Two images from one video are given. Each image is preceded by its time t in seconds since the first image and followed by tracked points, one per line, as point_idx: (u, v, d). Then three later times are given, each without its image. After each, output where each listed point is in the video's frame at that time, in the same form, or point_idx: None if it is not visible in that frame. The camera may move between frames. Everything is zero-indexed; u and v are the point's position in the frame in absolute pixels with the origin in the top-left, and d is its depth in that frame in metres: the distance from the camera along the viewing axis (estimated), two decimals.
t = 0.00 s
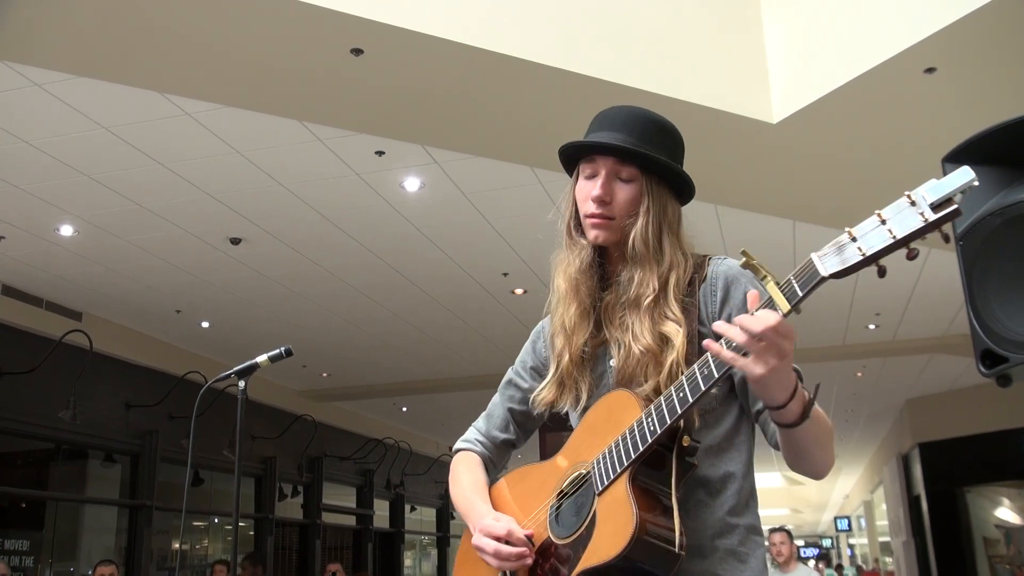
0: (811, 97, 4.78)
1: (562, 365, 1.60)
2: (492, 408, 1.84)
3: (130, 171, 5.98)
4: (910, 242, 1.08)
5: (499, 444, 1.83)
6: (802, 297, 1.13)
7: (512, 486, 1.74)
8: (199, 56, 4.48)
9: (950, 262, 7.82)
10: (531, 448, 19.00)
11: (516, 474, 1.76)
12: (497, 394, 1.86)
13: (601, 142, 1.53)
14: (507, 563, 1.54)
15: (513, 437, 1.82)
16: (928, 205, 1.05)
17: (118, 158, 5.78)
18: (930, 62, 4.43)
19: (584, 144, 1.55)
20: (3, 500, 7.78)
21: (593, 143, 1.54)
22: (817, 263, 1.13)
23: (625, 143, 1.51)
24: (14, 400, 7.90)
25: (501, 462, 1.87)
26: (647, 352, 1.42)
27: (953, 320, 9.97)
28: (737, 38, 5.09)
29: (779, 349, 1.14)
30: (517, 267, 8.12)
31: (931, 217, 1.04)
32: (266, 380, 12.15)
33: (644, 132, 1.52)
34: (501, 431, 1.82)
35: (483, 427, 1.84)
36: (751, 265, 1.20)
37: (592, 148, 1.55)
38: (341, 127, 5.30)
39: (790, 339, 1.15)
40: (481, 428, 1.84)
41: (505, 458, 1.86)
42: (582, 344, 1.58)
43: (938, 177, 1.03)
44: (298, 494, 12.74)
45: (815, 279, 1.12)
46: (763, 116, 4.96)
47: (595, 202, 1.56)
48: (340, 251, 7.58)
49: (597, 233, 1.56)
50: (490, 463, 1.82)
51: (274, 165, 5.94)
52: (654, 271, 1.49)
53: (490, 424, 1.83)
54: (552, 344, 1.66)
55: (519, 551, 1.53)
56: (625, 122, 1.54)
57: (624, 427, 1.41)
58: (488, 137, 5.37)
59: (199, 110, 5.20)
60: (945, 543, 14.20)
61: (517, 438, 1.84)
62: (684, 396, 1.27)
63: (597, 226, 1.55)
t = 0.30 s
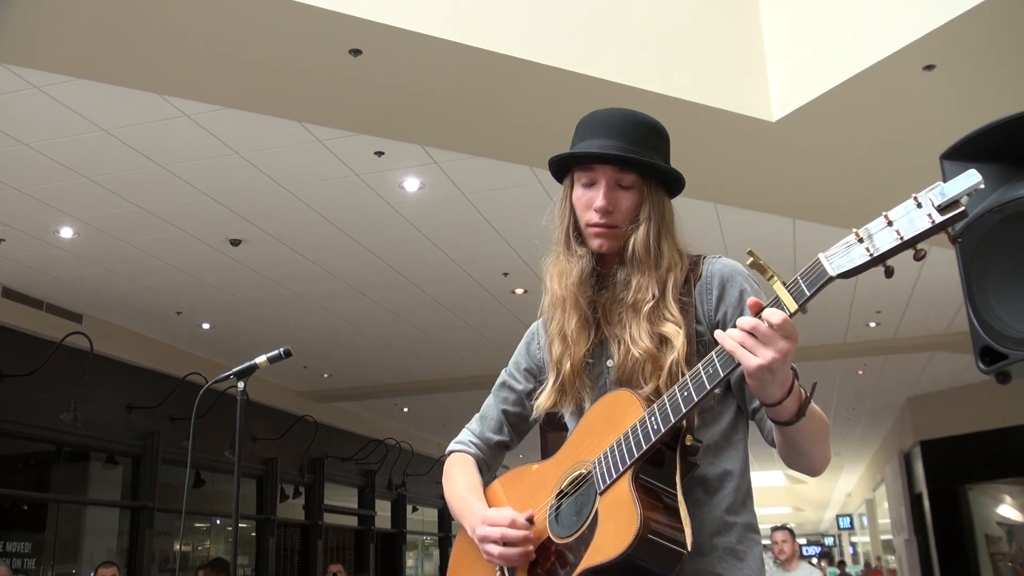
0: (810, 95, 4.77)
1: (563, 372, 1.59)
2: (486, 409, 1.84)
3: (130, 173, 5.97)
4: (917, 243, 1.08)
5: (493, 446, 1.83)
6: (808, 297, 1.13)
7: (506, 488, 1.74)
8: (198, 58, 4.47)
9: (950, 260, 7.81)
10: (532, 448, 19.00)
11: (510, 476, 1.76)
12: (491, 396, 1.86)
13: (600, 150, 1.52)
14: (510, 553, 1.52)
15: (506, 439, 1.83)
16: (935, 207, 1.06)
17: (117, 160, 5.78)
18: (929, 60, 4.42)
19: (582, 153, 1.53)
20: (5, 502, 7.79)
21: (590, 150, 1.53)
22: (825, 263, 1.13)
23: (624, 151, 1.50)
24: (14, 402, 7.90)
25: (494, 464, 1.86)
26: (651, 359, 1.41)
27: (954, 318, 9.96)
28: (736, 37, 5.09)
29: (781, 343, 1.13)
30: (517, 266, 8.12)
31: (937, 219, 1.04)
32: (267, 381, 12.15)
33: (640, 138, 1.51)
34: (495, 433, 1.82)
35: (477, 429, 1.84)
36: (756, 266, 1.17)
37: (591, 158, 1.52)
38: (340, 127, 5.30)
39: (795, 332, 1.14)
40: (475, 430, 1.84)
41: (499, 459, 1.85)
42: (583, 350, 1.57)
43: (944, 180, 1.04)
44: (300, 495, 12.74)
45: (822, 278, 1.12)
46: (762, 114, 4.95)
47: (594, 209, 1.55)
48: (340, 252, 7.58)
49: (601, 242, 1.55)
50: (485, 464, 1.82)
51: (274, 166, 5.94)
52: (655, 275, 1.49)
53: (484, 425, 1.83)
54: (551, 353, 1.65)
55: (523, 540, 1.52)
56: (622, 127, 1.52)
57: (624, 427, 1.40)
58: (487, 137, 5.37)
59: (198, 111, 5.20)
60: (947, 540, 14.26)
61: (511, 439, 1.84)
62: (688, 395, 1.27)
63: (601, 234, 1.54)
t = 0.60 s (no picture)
0: (811, 95, 4.77)
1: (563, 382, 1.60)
2: (497, 411, 1.84)
3: (131, 174, 5.98)
4: (890, 241, 1.09)
5: (504, 447, 1.84)
6: (785, 296, 1.14)
7: (514, 486, 1.74)
8: (199, 58, 4.48)
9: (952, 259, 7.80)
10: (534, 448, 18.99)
11: (518, 474, 1.76)
12: (502, 399, 1.86)
13: (579, 165, 1.53)
14: (501, 555, 1.55)
15: (517, 441, 1.83)
16: (908, 205, 1.06)
17: (118, 160, 5.78)
18: (930, 60, 4.42)
19: (563, 170, 1.54)
20: (7, 503, 7.80)
21: (573, 165, 1.54)
22: (800, 262, 1.14)
23: (605, 162, 1.51)
24: (17, 402, 7.91)
25: (508, 465, 1.88)
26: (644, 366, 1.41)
27: (955, 317, 9.94)
28: (736, 36, 5.09)
29: (754, 342, 1.13)
30: (518, 266, 8.12)
31: (910, 217, 1.05)
32: (269, 381, 12.16)
33: (622, 145, 1.52)
34: (505, 435, 1.82)
35: (489, 431, 1.85)
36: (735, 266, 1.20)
37: (571, 174, 1.53)
38: (341, 128, 5.31)
39: (771, 330, 1.14)
40: (487, 431, 1.85)
41: (511, 460, 1.87)
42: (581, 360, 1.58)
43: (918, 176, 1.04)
44: (302, 495, 12.75)
45: (798, 278, 1.13)
46: (763, 114, 4.95)
47: (582, 221, 1.56)
48: (342, 252, 7.59)
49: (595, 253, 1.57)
50: (495, 466, 1.83)
51: (275, 167, 5.94)
52: (645, 281, 1.49)
53: (495, 427, 1.83)
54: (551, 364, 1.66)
55: (513, 542, 1.54)
56: (602, 136, 1.52)
57: (614, 428, 1.42)
58: (488, 137, 5.37)
59: (198, 112, 5.20)
60: (947, 541, 14.32)
61: (523, 441, 1.84)
62: (671, 396, 1.28)
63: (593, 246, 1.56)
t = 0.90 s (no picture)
0: (813, 96, 4.77)
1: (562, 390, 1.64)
2: (512, 411, 1.85)
3: (134, 173, 5.99)
4: (869, 243, 1.09)
5: (518, 447, 1.85)
6: (763, 300, 1.17)
7: (523, 482, 1.74)
8: (202, 58, 4.49)
9: (953, 261, 7.81)
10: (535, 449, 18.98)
11: (531, 471, 1.74)
12: (517, 399, 1.87)
13: (553, 183, 1.58)
14: (497, 551, 1.57)
15: (531, 441, 1.83)
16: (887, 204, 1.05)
17: (121, 160, 5.79)
18: (932, 62, 4.42)
19: (542, 190, 1.60)
20: (10, 501, 7.81)
21: (551, 183, 1.59)
22: (779, 267, 1.14)
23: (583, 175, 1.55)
24: (19, 401, 7.92)
25: (524, 464, 1.89)
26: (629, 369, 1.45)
27: (957, 319, 9.95)
28: (738, 38, 5.10)
29: (733, 345, 1.12)
30: (520, 267, 8.13)
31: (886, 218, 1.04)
32: (270, 381, 12.17)
33: (595, 154, 1.55)
34: (519, 434, 1.83)
35: (504, 430, 1.86)
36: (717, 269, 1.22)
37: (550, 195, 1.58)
38: (343, 128, 5.31)
39: (751, 332, 1.13)
40: (502, 430, 1.86)
41: (527, 459, 1.88)
42: (577, 366, 1.62)
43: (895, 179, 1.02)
44: (303, 494, 12.75)
45: (776, 283, 1.14)
46: (765, 115, 4.95)
47: (569, 234, 1.62)
48: (344, 252, 7.60)
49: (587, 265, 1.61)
50: (509, 464, 1.85)
51: (277, 166, 5.95)
52: (629, 285, 1.52)
53: (509, 427, 1.85)
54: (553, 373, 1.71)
55: (511, 535, 1.55)
56: (577, 151, 1.57)
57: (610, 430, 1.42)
58: (490, 137, 5.37)
59: (200, 112, 5.21)
60: (949, 542, 14.32)
61: (537, 441, 1.84)
62: (659, 398, 1.28)
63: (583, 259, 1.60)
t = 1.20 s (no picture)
0: (815, 97, 4.77)
1: (566, 392, 1.64)
2: (512, 412, 1.86)
3: (135, 174, 5.99)
4: (892, 248, 1.08)
5: (518, 448, 1.85)
6: (785, 304, 1.14)
7: (524, 484, 1.75)
8: (203, 59, 4.49)
9: (955, 262, 7.80)
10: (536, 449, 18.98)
11: (530, 473, 1.76)
12: (517, 400, 1.87)
13: (562, 182, 1.59)
14: (506, 551, 1.58)
15: (531, 442, 1.83)
16: (911, 212, 1.04)
17: (123, 161, 5.80)
18: (933, 62, 4.42)
19: (551, 191, 1.60)
20: (12, 501, 7.81)
21: (558, 183, 1.60)
22: (801, 270, 1.13)
23: (589, 174, 1.56)
24: (20, 401, 7.93)
25: (523, 465, 1.89)
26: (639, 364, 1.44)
27: (959, 320, 9.95)
28: (739, 39, 5.10)
29: (737, 355, 1.12)
30: (521, 267, 8.13)
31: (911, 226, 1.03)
32: (271, 381, 12.17)
33: (602, 154, 1.58)
34: (519, 436, 1.83)
35: (504, 431, 1.86)
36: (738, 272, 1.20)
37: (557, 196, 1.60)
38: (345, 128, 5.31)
39: (753, 341, 1.13)
40: (502, 432, 1.86)
41: (527, 460, 1.88)
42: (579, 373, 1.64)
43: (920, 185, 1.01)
44: (304, 495, 12.75)
45: (798, 285, 1.13)
46: (767, 116, 4.95)
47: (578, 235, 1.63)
48: (345, 253, 7.59)
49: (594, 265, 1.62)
50: (509, 466, 1.85)
51: (278, 167, 5.95)
52: (635, 282, 1.52)
53: (509, 428, 1.85)
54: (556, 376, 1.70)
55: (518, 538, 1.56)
56: (586, 151, 1.59)
57: (622, 430, 1.42)
58: (491, 138, 5.37)
59: (203, 112, 5.21)
60: (951, 542, 14.26)
61: (537, 442, 1.84)
62: (674, 400, 1.28)
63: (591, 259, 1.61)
